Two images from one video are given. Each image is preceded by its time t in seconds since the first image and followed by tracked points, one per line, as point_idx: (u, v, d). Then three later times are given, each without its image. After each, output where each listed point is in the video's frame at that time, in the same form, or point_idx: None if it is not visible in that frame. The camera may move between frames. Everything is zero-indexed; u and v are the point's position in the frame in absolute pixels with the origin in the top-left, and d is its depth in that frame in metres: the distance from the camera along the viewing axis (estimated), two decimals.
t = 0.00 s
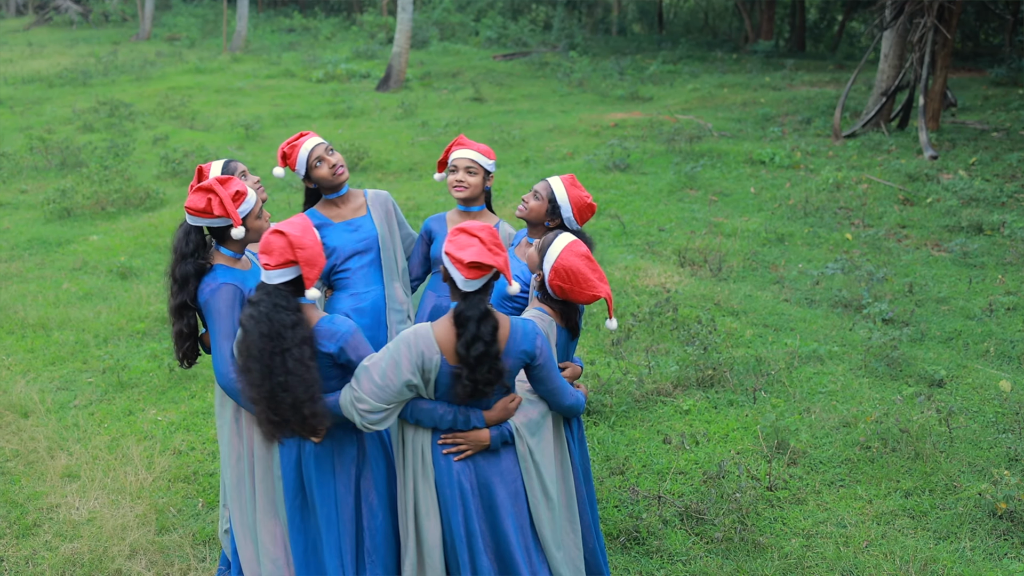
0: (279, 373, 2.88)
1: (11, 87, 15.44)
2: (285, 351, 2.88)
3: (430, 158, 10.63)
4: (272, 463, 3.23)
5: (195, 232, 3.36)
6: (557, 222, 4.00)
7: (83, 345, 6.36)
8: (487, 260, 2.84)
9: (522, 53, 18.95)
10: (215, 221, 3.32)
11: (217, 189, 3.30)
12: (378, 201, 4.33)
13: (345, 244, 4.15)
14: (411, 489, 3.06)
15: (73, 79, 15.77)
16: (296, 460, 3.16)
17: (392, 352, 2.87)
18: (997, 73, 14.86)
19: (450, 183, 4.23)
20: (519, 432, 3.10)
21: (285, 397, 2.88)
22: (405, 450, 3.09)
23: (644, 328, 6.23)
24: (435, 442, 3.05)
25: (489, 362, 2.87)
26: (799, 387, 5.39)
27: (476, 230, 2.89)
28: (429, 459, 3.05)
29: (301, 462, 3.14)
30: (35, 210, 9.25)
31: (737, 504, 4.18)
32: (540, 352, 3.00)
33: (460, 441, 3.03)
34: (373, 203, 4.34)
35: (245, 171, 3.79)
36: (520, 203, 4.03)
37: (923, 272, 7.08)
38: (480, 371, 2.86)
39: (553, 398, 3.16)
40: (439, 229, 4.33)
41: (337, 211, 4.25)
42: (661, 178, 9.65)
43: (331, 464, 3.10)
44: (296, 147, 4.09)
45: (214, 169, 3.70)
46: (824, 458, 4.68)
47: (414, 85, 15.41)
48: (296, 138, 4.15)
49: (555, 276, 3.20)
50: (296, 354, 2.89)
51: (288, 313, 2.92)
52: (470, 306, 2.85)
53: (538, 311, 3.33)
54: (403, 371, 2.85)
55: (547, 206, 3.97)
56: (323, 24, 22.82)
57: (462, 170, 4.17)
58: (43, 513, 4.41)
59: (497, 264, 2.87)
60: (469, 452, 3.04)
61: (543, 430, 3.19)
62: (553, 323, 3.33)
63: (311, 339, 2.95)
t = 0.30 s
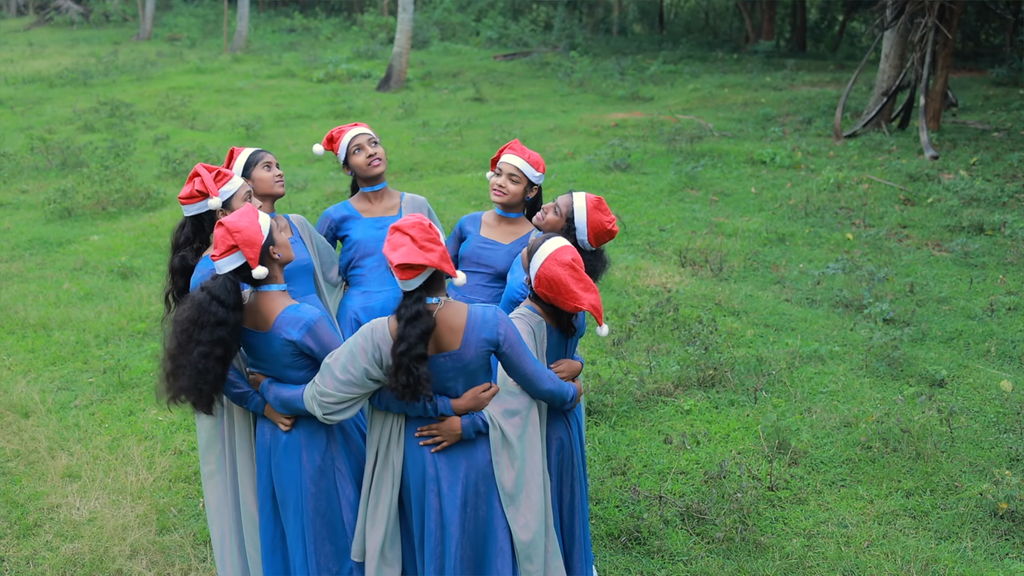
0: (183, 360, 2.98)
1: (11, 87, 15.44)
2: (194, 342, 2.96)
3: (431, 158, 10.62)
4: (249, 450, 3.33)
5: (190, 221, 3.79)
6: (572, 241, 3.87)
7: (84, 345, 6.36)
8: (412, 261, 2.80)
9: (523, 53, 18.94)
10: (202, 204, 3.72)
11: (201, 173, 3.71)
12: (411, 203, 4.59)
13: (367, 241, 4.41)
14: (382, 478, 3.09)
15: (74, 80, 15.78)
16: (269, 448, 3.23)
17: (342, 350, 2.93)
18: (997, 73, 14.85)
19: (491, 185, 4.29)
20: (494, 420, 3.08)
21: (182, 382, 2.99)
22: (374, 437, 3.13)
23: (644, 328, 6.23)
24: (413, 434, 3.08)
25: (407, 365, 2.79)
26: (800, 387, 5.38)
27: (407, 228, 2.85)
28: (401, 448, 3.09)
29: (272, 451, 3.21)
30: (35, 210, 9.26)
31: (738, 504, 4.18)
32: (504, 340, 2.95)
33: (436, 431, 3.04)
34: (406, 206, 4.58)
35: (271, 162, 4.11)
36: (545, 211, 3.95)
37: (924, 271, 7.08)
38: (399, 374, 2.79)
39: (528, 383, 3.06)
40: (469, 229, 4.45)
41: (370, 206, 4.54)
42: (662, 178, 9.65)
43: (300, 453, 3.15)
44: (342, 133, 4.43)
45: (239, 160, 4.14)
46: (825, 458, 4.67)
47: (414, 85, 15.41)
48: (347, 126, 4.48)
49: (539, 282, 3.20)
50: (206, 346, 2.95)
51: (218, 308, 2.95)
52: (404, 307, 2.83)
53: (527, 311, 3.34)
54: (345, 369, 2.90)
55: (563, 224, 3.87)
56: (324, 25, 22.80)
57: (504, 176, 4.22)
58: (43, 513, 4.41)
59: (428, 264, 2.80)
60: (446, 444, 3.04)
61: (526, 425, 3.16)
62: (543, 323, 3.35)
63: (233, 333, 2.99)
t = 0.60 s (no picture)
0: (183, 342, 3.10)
1: (11, 87, 15.44)
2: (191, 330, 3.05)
3: (431, 157, 10.62)
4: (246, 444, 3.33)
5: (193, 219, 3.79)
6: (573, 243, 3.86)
7: (84, 345, 6.36)
8: (410, 267, 2.79)
9: (523, 53, 18.93)
10: (200, 201, 3.71)
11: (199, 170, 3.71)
12: (424, 207, 4.61)
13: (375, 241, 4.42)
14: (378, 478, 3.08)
15: (74, 79, 15.78)
16: (267, 445, 3.23)
17: (343, 356, 2.93)
18: (997, 73, 14.85)
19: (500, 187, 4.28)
20: (498, 422, 3.09)
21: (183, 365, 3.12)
22: (374, 437, 3.14)
23: (645, 327, 6.23)
24: (417, 436, 3.08)
25: (407, 370, 2.79)
26: (800, 387, 5.39)
27: (399, 235, 2.84)
28: (402, 453, 3.10)
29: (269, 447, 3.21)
30: (35, 210, 9.25)
31: (738, 503, 4.18)
32: (506, 337, 2.96)
33: (441, 434, 3.03)
34: (417, 210, 4.59)
35: (277, 161, 4.09)
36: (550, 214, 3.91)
37: (924, 271, 7.08)
38: (399, 378, 2.80)
39: (529, 381, 3.06)
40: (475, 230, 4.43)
41: (381, 204, 4.53)
42: (662, 178, 9.65)
43: (300, 451, 3.16)
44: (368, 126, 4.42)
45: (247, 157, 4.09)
46: (825, 457, 4.68)
47: (414, 85, 15.41)
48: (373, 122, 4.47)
49: (540, 284, 3.20)
50: (199, 337, 3.02)
51: (216, 306, 2.98)
52: (404, 312, 2.82)
53: (528, 312, 3.34)
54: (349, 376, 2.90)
55: (564, 229, 3.85)
56: (323, 24, 22.79)
57: (513, 179, 4.21)
58: (44, 513, 4.41)
59: (425, 265, 2.80)
60: (451, 446, 3.04)
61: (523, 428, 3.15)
62: (544, 325, 3.35)
63: (228, 330, 3.02)
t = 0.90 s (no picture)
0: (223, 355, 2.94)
1: (11, 86, 15.44)
2: (233, 341, 2.91)
3: (431, 157, 10.62)
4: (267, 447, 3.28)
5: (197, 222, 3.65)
6: (570, 225, 3.99)
7: (84, 344, 6.36)
8: (467, 273, 2.82)
9: (522, 52, 18.93)
10: (207, 206, 3.57)
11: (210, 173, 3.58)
12: (406, 206, 4.52)
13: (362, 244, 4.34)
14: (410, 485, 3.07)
15: (73, 78, 15.77)
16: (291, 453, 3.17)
17: (385, 362, 2.89)
18: (997, 72, 14.84)
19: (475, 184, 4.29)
20: (528, 428, 3.13)
21: (222, 385, 2.97)
22: (403, 445, 3.11)
23: (645, 326, 6.23)
24: (447, 443, 3.08)
25: (462, 375, 2.80)
26: (800, 386, 5.39)
27: (453, 240, 2.87)
28: (430, 458, 3.09)
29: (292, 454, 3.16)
30: (35, 209, 9.25)
31: (739, 502, 4.19)
32: (538, 346, 3.01)
33: (473, 442, 3.05)
34: (401, 209, 4.51)
35: (263, 166, 4.11)
36: (536, 205, 4.02)
37: (924, 270, 7.08)
38: (451, 383, 2.80)
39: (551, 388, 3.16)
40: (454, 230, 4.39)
41: (365, 205, 4.44)
42: (662, 177, 9.65)
43: (328, 461, 3.11)
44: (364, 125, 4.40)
45: (235, 159, 4.04)
46: (826, 456, 4.68)
47: (414, 84, 15.41)
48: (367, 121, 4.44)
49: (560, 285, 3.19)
50: (242, 348, 2.89)
51: (255, 311, 2.88)
52: (452, 317, 2.83)
53: (535, 312, 3.34)
54: (394, 381, 2.87)
55: (562, 213, 3.94)
56: (323, 23, 22.78)
57: (489, 174, 4.25)
58: (44, 512, 4.42)
59: (479, 272, 2.83)
60: (482, 452, 3.06)
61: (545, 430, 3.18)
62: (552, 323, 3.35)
63: (271, 336, 2.91)
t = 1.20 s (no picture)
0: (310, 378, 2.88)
1: (10, 85, 15.43)
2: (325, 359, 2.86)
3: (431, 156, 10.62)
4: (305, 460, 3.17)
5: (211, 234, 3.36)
6: (551, 191, 4.38)
7: (83, 344, 6.35)
8: (554, 263, 2.97)
9: (522, 50, 18.92)
10: (233, 224, 3.29)
11: (237, 191, 3.27)
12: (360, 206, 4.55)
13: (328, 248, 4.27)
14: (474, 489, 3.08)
15: (73, 77, 15.76)
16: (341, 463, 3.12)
17: (458, 356, 2.90)
18: (997, 71, 14.83)
19: (427, 186, 4.29)
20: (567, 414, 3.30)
21: (305, 404, 2.88)
22: (463, 448, 3.12)
23: (645, 326, 6.23)
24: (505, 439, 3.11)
25: (548, 361, 2.95)
26: (801, 385, 5.39)
27: (538, 232, 2.98)
28: (487, 454, 3.11)
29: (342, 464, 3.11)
30: (35, 208, 9.24)
31: (740, 502, 4.18)
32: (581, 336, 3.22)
33: (525, 431, 3.12)
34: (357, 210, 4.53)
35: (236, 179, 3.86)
36: (515, 182, 4.28)
37: (924, 269, 7.08)
38: (541, 371, 2.94)
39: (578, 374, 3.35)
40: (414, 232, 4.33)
41: (322, 212, 4.43)
42: (662, 176, 9.65)
43: (384, 470, 3.11)
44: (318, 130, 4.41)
45: (212, 174, 3.69)
46: (826, 456, 4.68)
47: (414, 83, 15.40)
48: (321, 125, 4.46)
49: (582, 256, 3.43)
50: (334, 363, 2.85)
51: (347, 322, 2.86)
52: (533, 306, 2.95)
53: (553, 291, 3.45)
54: (472, 375, 2.89)
55: (544, 179, 4.27)
56: (322, 22, 22.77)
57: (440, 171, 4.29)
58: (44, 512, 4.41)
59: (561, 263, 3.00)
60: (532, 440, 3.13)
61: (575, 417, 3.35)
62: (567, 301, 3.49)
63: (360, 350, 2.89)
